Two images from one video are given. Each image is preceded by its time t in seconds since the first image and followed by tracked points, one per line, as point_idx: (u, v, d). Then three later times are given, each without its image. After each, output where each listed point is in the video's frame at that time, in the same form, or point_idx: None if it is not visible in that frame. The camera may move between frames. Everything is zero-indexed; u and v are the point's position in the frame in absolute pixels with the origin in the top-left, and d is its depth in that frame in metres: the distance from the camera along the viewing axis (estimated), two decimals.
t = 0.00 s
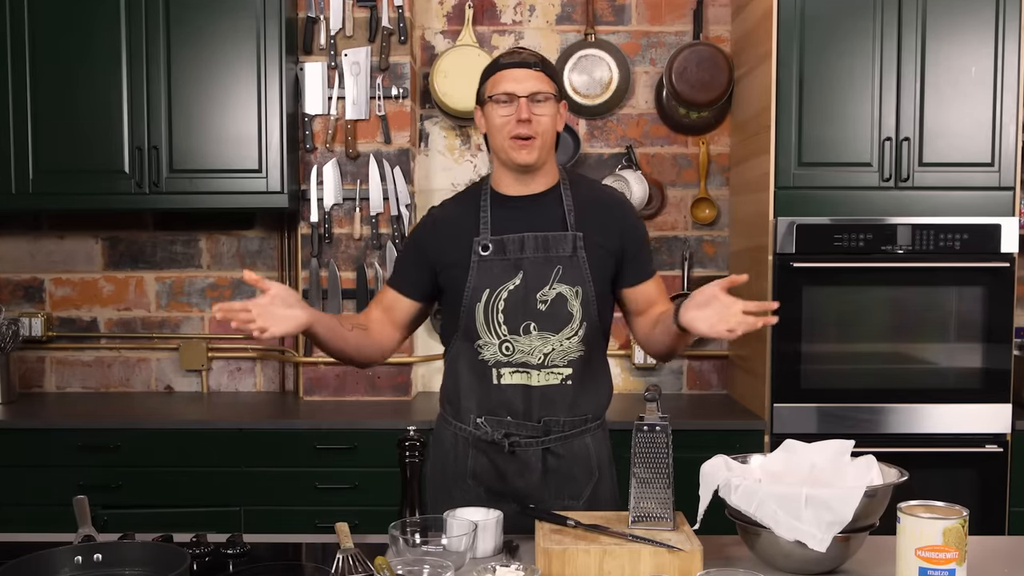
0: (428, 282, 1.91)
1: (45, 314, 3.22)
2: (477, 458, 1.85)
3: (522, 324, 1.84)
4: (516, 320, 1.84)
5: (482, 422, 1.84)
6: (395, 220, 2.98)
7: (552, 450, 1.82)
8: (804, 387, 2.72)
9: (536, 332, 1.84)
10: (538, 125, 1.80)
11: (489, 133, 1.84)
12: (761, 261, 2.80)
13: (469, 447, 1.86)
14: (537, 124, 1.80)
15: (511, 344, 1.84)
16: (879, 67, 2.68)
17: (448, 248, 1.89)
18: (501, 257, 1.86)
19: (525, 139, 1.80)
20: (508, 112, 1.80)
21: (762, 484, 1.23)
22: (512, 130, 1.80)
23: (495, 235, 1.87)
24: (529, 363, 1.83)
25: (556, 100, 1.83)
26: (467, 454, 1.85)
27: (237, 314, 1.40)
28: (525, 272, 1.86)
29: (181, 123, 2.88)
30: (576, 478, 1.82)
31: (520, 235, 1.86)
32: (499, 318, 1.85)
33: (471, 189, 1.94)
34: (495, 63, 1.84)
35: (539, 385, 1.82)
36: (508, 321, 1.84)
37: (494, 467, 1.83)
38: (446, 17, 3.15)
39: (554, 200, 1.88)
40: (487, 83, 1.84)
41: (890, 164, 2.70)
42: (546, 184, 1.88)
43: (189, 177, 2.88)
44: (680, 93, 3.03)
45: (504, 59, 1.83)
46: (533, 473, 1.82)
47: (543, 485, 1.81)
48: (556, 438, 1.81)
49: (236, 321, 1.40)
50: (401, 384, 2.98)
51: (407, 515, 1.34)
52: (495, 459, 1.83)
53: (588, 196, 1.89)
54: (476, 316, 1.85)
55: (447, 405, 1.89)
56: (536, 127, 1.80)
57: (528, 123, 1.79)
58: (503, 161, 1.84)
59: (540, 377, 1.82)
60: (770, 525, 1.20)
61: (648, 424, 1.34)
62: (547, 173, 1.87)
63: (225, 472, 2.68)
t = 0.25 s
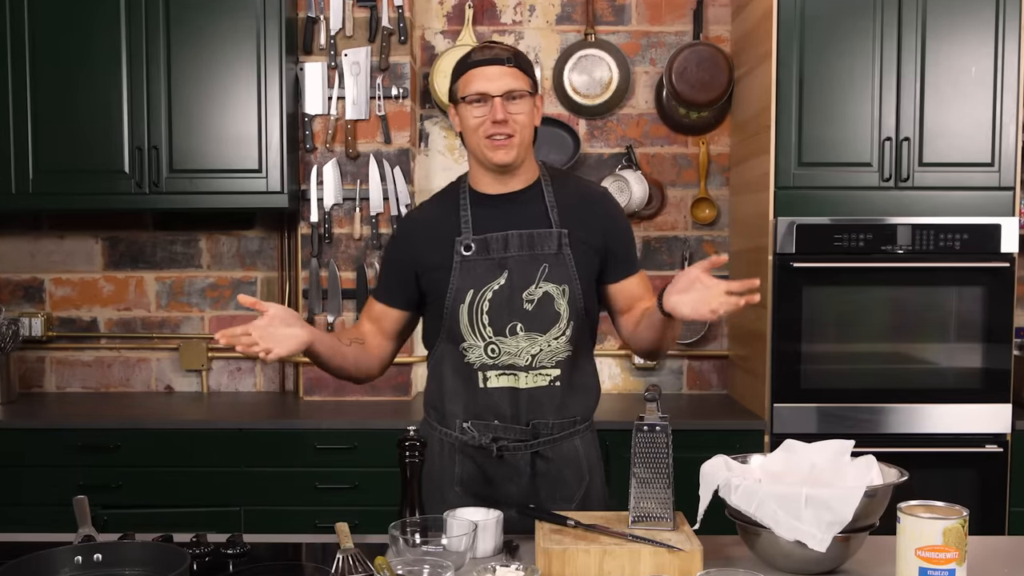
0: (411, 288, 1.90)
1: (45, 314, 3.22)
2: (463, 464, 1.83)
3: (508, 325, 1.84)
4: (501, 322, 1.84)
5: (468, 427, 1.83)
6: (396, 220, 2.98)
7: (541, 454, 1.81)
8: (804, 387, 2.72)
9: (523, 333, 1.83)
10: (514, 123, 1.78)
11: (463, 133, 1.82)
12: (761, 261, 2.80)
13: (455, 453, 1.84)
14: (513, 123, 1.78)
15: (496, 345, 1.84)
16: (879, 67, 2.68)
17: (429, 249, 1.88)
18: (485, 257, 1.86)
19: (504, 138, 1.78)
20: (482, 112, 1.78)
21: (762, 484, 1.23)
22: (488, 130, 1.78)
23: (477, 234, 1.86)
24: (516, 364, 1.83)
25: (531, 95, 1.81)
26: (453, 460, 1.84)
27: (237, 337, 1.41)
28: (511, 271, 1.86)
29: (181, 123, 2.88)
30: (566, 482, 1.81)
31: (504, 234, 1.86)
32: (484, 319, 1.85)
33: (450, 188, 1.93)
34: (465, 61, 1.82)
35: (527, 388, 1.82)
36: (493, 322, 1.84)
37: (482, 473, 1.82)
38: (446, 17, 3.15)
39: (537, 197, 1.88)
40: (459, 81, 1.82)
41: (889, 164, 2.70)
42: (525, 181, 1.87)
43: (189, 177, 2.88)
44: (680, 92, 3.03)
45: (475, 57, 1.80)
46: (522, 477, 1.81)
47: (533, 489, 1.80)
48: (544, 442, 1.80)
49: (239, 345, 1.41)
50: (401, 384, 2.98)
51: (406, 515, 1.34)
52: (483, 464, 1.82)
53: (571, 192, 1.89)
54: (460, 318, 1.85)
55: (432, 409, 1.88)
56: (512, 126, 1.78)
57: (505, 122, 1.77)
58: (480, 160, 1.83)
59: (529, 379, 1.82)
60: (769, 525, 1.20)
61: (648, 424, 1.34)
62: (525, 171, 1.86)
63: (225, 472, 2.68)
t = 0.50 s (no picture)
0: (391, 291, 1.88)
1: (45, 314, 3.22)
2: (449, 471, 1.82)
3: (494, 328, 1.82)
4: (487, 325, 1.82)
5: (453, 434, 1.82)
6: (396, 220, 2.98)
7: (529, 459, 1.80)
8: (804, 387, 2.72)
9: (510, 336, 1.82)
10: (497, 125, 1.77)
11: (444, 135, 1.81)
12: (761, 261, 2.80)
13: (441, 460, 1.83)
14: (495, 125, 1.77)
15: (482, 349, 1.82)
16: (879, 67, 2.68)
17: (410, 251, 1.86)
18: (468, 259, 1.84)
19: (486, 141, 1.77)
20: (463, 115, 1.77)
21: (762, 484, 1.23)
22: (470, 133, 1.76)
23: (460, 236, 1.85)
24: (503, 368, 1.81)
25: (513, 96, 1.80)
26: (439, 467, 1.82)
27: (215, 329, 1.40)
28: (496, 273, 1.84)
29: (180, 123, 2.88)
30: (555, 486, 1.81)
31: (488, 235, 1.84)
32: (469, 322, 1.82)
33: (430, 188, 1.92)
34: (444, 61, 1.79)
35: (514, 392, 1.80)
36: (478, 326, 1.82)
37: (468, 480, 1.81)
38: (446, 17, 3.15)
39: (521, 197, 1.87)
40: (438, 82, 1.80)
41: (889, 164, 2.70)
42: (508, 181, 1.86)
43: (189, 177, 2.88)
44: (680, 92, 3.03)
45: (455, 57, 1.78)
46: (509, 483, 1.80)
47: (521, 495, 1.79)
48: (531, 446, 1.79)
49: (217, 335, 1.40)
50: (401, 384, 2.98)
51: (407, 515, 1.34)
52: (470, 470, 1.81)
53: (556, 192, 1.89)
54: (445, 322, 1.83)
55: (416, 415, 1.86)
56: (494, 129, 1.76)
57: (487, 125, 1.76)
58: (462, 163, 1.82)
59: (518, 382, 1.81)
60: (769, 525, 1.20)
61: (648, 424, 1.34)
62: (507, 172, 1.85)
63: (225, 472, 2.68)
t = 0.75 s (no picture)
0: (381, 291, 1.87)
1: (45, 314, 3.22)
2: (447, 476, 1.79)
3: (489, 329, 1.82)
4: (482, 326, 1.82)
5: (449, 437, 1.80)
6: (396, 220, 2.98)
7: (526, 460, 1.80)
8: (804, 387, 2.72)
9: (505, 336, 1.82)
10: (486, 121, 1.76)
11: (433, 132, 1.80)
12: (761, 261, 2.80)
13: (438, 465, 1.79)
14: (485, 121, 1.76)
15: (477, 351, 1.81)
16: (879, 67, 2.68)
17: (401, 252, 1.85)
18: (461, 259, 1.84)
19: (476, 138, 1.77)
20: (452, 112, 1.76)
21: (762, 484, 1.23)
22: (459, 130, 1.76)
23: (452, 236, 1.85)
24: (499, 370, 1.80)
25: (502, 91, 1.79)
26: (436, 472, 1.79)
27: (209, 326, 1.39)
28: (490, 273, 1.84)
29: (180, 123, 2.88)
30: (552, 487, 1.81)
31: (482, 235, 1.85)
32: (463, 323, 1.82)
33: (419, 187, 1.92)
34: (431, 57, 1.79)
35: (511, 393, 1.80)
36: (473, 327, 1.82)
37: (466, 484, 1.78)
38: (446, 17, 3.15)
39: (513, 196, 1.87)
40: (426, 79, 1.79)
41: (889, 164, 2.70)
42: (498, 180, 1.86)
43: (189, 177, 2.88)
44: (680, 92, 3.03)
45: (442, 53, 1.77)
46: (508, 485, 1.78)
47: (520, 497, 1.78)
48: (529, 447, 1.79)
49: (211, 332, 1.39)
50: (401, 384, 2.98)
51: (406, 515, 1.34)
52: (467, 474, 1.79)
53: (547, 191, 1.90)
54: (439, 323, 1.83)
55: (410, 419, 1.83)
56: (484, 125, 1.76)
57: (476, 122, 1.75)
58: (452, 161, 1.81)
59: (515, 384, 1.80)
60: (769, 525, 1.20)
61: (648, 424, 1.34)
62: (497, 170, 1.85)
63: (225, 472, 2.68)
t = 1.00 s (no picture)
0: (377, 294, 1.87)
1: (45, 314, 3.22)
2: (444, 478, 1.79)
3: (486, 331, 1.82)
4: (478, 329, 1.82)
5: (446, 439, 1.80)
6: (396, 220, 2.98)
7: (524, 462, 1.80)
8: (804, 387, 2.72)
9: (502, 339, 1.82)
10: (482, 121, 1.76)
11: (428, 133, 1.80)
12: (761, 261, 2.80)
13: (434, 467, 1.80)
14: (481, 121, 1.76)
15: (474, 353, 1.81)
16: (879, 67, 2.68)
17: (397, 255, 1.85)
18: (457, 261, 1.83)
19: (472, 137, 1.76)
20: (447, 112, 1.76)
21: (761, 484, 1.23)
22: (454, 130, 1.76)
23: (447, 237, 1.84)
24: (496, 372, 1.80)
25: (497, 91, 1.79)
26: (433, 474, 1.79)
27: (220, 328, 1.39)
28: (486, 274, 1.84)
29: (180, 123, 2.88)
30: (550, 488, 1.81)
31: (477, 236, 1.84)
32: (460, 326, 1.82)
33: (416, 188, 1.92)
34: (425, 58, 1.79)
35: (509, 395, 1.80)
36: (470, 329, 1.82)
37: (463, 486, 1.79)
38: (446, 17, 3.15)
39: (508, 196, 1.87)
40: (420, 79, 1.79)
41: (889, 164, 2.70)
42: (493, 181, 1.86)
43: (189, 177, 2.88)
44: (679, 93, 3.03)
45: (435, 53, 1.77)
46: (506, 488, 1.78)
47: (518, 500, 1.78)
48: (527, 450, 1.79)
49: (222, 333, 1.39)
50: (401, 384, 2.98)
51: (406, 515, 1.34)
52: (465, 477, 1.79)
53: (543, 191, 1.90)
54: (436, 325, 1.82)
55: (407, 421, 1.84)
56: (480, 124, 1.76)
57: (471, 121, 1.75)
58: (448, 161, 1.81)
59: (513, 386, 1.80)
60: (769, 525, 1.20)
61: (648, 424, 1.34)
62: (493, 170, 1.85)
63: (225, 472, 2.68)
